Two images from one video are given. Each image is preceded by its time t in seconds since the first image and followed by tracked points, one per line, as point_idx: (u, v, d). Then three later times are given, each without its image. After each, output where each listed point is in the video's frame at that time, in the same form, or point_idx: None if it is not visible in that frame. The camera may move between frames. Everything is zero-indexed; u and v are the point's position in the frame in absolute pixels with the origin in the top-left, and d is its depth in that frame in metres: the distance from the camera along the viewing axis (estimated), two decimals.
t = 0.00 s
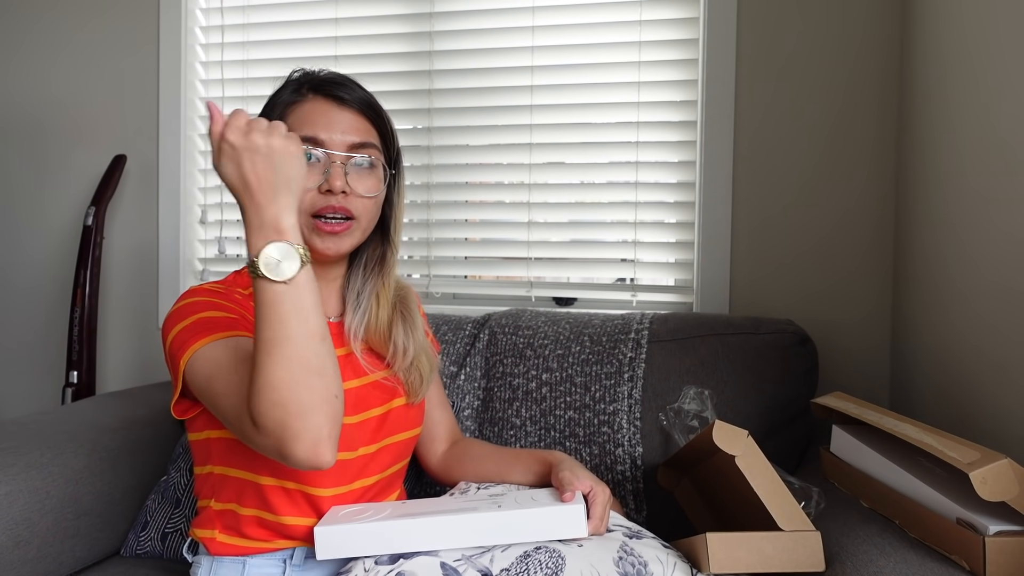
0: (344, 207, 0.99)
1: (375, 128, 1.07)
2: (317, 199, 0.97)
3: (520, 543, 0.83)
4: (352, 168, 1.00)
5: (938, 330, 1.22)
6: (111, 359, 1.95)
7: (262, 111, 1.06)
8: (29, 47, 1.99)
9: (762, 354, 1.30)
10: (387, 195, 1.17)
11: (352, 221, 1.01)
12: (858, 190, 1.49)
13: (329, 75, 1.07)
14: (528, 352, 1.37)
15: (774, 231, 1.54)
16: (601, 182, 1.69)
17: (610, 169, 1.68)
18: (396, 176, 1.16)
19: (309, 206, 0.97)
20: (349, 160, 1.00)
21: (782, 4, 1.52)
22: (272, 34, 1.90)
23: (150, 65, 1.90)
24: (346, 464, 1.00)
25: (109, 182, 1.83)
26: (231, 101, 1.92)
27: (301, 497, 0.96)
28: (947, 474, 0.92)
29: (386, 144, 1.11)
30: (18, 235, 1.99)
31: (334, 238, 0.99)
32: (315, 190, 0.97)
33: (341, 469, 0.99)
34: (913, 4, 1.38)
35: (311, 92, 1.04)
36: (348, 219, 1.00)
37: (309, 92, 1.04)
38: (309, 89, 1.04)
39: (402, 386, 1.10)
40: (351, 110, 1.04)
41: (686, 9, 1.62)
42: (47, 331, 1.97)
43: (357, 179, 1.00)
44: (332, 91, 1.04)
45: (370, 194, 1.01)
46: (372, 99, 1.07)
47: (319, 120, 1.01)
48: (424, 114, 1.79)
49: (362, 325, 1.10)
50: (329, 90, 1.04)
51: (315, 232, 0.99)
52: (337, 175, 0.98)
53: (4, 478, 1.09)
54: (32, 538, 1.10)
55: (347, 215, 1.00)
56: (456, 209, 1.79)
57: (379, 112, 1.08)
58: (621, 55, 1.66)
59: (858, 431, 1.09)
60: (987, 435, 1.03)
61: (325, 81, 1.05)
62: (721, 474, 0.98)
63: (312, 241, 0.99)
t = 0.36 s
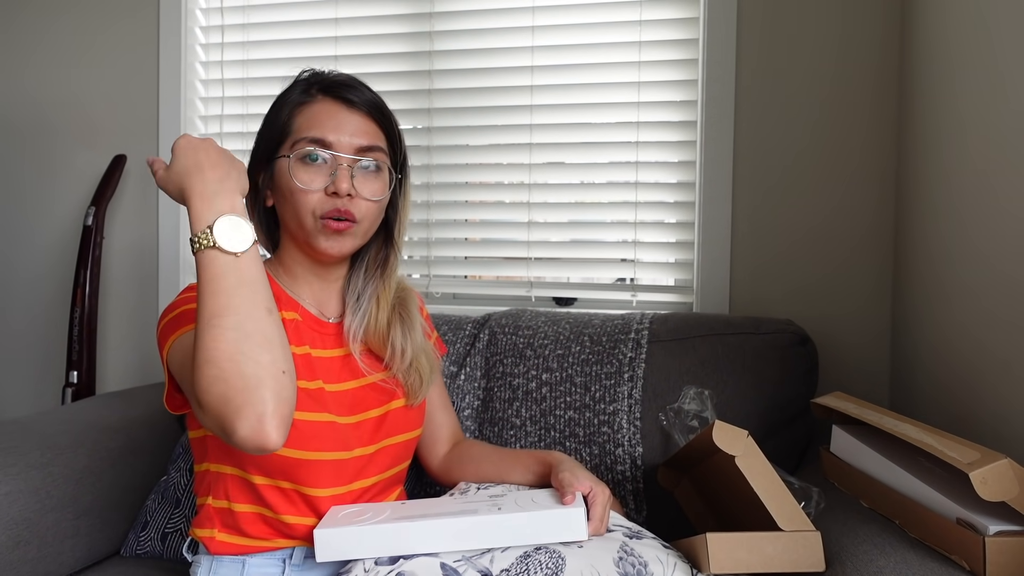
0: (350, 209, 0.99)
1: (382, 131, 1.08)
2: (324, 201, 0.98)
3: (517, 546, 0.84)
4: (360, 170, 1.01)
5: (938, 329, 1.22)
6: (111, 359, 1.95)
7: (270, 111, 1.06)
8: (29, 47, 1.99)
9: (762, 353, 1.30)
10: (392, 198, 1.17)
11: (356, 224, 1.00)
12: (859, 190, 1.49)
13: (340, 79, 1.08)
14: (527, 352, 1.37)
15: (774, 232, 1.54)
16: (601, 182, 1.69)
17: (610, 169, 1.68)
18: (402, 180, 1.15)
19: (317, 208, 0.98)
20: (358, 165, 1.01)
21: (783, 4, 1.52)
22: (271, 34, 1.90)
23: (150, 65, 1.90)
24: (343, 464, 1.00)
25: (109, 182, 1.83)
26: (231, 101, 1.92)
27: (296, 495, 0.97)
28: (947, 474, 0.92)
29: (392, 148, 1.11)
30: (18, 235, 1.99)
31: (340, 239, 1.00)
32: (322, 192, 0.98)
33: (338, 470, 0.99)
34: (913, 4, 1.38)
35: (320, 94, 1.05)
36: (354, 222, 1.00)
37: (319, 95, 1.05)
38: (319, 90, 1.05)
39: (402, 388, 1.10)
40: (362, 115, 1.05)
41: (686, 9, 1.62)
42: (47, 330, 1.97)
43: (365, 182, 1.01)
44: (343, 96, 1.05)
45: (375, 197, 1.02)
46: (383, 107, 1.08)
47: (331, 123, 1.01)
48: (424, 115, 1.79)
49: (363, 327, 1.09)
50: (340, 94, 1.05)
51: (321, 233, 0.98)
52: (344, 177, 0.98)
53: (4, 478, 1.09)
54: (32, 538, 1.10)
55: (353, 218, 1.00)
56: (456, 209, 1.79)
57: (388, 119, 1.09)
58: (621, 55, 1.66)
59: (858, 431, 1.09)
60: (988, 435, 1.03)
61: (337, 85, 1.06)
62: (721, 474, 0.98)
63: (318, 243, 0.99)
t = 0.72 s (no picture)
0: (386, 225, 1.03)
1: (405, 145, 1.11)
2: (366, 215, 1.00)
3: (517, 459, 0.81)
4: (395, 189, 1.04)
5: (938, 330, 1.22)
6: (111, 359, 1.95)
7: (298, 104, 1.03)
8: (29, 48, 1.99)
9: (762, 353, 1.30)
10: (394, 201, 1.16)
11: (383, 239, 1.05)
12: (859, 191, 1.49)
13: (374, 89, 1.08)
14: (528, 352, 1.37)
15: (774, 232, 1.54)
16: (601, 182, 1.69)
17: (610, 169, 1.67)
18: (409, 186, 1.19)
19: (357, 221, 1.00)
20: (394, 182, 1.03)
21: (783, 4, 1.52)
22: (271, 34, 1.90)
23: (150, 64, 1.90)
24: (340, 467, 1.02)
25: (108, 182, 1.83)
26: (231, 101, 1.92)
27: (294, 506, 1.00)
28: (947, 473, 0.92)
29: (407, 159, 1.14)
30: (17, 235, 1.99)
31: (366, 251, 1.03)
32: (364, 206, 1.00)
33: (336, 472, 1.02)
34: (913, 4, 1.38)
35: (361, 104, 1.05)
36: (383, 238, 1.04)
37: (359, 105, 1.04)
38: (360, 100, 1.05)
39: (404, 381, 1.12)
40: (398, 134, 1.07)
41: (686, 9, 1.61)
42: (46, 330, 1.97)
43: (397, 200, 1.05)
44: (381, 112, 1.06)
45: (400, 214, 1.07)
46: (409, 126, 1.12)
47: (374, 136, 1.02)
48: (424, 114, 1.79)
49: (364, 325, 1.09)
50: (379, 109, 1.06)
51: (354, 244, 1.02)
52: (385, 195, 1.01)
53: (4, 479, 1.09)
54: (32, 538, 1.10)
55: (383, 233, 1.04)
56: (456, 209, 1.79)
57: (410, 139, 1.13)
58: (621, 55, 1.66)
59: (858, 432, 1.09)
60: (988, 435, 1.03)
61: (373, 96, 1.06)
62: (721, 474, 0.98)
63: (347, 253, 1.02)
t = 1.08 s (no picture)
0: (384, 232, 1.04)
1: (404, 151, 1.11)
2: (366, 222, 1.01)
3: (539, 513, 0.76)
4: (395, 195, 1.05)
5: (938, 330, 1.22)
6: (111, 359, 1.95)
7: (298, 104, 1.02)
8: (29, 48, 1.99)
9: (762, 353, 1.30)
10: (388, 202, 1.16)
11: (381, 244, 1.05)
12: (859, 191, 1.49)
13: (376, 93, 1.08)
14: (527, 352, 1.36)
15: (773, 233, 1.54)
16: (601, 182, 1.69)
17: (610, 169, 1.67)
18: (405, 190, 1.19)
19: (357, 227, 1.01)
20: (392, 188, 1.04)
21: (783, 4, 1.52)
22: (271, 34, 1.90)
23: (150, 65, 1.90)
24: (335, 468, 1.02)
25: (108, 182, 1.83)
26: (231, 101, 1.92)
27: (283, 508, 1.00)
28: (947, 473, 0.92)
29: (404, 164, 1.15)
30: (17, 235, 1.99)
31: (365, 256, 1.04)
32: (363, 212, 1.00)
33: (332, 472, 1.02)
34: (913, 5, 1.38)
35: (362, 107, 1.05)
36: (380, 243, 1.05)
37: (360, 109, 1.04)
38: (362, 103, 1.05)
39: (398, 383, 1.12)
40: (397, 139, 1.08)
41: (686, 9, 1.61)
42: (47, 331, 1.97)
43: (396, 206, 1.05)
44: (382, 117, 1.06)
45: (398, 220, 1.07)
46: (409, 132, 1.12)
47: (375, 143, 1.03)
48: (423, 114, 1.79)
49: (357, 325, 1.09)
50: (380, 114, 1.06)
51: (352, 250, 1.02)
52: (384, 202, 1.02)
53: (4, 479, 1.09)
54: (32, 538, 1.10)
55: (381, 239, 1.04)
56: (456, 209, 1.79)
57: (410, 145, 1.13)
58: (621, 55, 1.66)
59: (858, 432, 1.09)
60: (988, 436, 1.03)
61: (374, 100, 1.06)
62: (721, 474, 0.98)
63: (344, 258, 1.02)
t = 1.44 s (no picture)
0: (384, 228, 1.03)
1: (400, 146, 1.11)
2: (366, 218, 1.01)
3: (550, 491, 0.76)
4: (394, 190, 1.05)
5: (938, 330, 1.22)
6: (111, 359, 1.95)
7: (294, 103, 1.02)
8: (29, 47, 1.99)
9: (762, 353, 1.30)
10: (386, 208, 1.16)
11: (382, 241, 1.05)
12: (859, 190, 1.49)
13: (371, 89, 1.08)
14: (527, 352, 1.36)
15: (774, 233, 1.54)
16: (601, 182, 1.69)
17: (610, 169, 1.67)
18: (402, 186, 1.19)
19: (358, 224, 1.01)
20: (392, 184, 1.04)
21: (783, 3, 1.52)
22: (271, 34, 1.90)
23: (150, 64, 1.90)
24: (341, 466, 1.03)
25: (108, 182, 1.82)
26: (231, 101, 1.92)
27: (291, 507, 1.00)
28: (948, 474, 0.92)
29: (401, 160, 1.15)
30: (17, 235, 1.99)
31: (367, 253, 1.04)
32: (363, 209, 1.00)
33: (338, 470, 1.02)
34: (914, 5, 1.38)
35: (357, 103, 1.04)
36: (382, 240, 1.05)
37: (355, 105, 1.04)
38: (356, 100, 1.05)
39: (401, 381, 1.12)
40: (394, 134, 1.07)
41: (686, 9, 1.61)
42: (46, 331, 1.97)
43: (395, 201, 1.05)
44: (378, 113, 1.06)
45: (398, 216, 1.07)
46: (405, 127, 1.12)
47: (372, 139, 1.03)
48: (423, 114, 1.79)
49: (359, 324, 1.10)
50: (376, 110, 1.06)
51: (354, 247, 1.02)
52: (384, 198, 1.02)
53: (3, 479, 1.09)
54: (32, 538, 1.10)
55: (382, 236, 1.04)
56: (455, 209, 1.79)
57: (406, 141, 1.13)
58: (621, 54, 1.66)
59: (858, 432, 1.09)
60: (988, 436, 1.03)
61: (369, 97, 1.07)
62: (721, 474, 0.98)
63: (346, 255, 1.02)
